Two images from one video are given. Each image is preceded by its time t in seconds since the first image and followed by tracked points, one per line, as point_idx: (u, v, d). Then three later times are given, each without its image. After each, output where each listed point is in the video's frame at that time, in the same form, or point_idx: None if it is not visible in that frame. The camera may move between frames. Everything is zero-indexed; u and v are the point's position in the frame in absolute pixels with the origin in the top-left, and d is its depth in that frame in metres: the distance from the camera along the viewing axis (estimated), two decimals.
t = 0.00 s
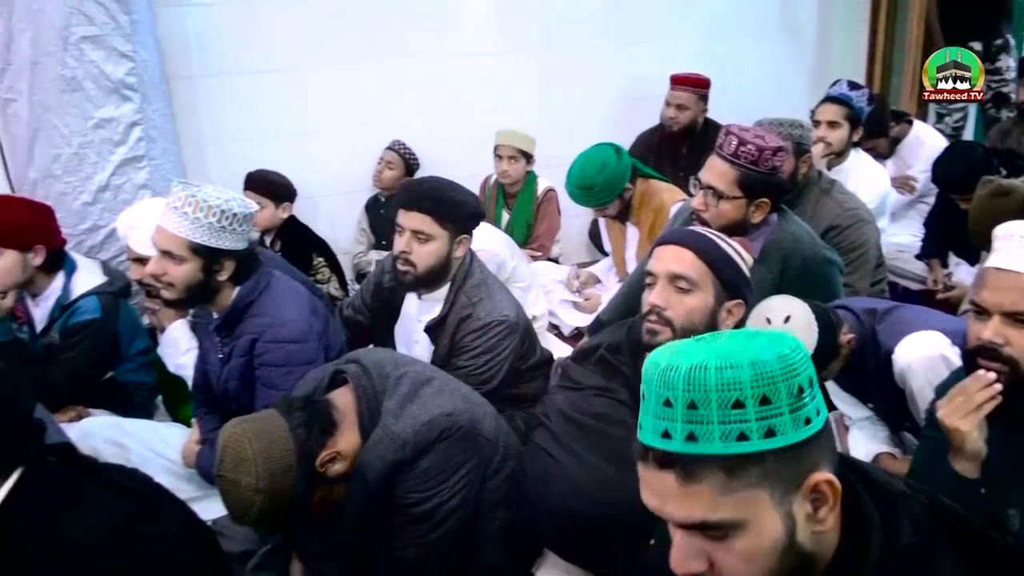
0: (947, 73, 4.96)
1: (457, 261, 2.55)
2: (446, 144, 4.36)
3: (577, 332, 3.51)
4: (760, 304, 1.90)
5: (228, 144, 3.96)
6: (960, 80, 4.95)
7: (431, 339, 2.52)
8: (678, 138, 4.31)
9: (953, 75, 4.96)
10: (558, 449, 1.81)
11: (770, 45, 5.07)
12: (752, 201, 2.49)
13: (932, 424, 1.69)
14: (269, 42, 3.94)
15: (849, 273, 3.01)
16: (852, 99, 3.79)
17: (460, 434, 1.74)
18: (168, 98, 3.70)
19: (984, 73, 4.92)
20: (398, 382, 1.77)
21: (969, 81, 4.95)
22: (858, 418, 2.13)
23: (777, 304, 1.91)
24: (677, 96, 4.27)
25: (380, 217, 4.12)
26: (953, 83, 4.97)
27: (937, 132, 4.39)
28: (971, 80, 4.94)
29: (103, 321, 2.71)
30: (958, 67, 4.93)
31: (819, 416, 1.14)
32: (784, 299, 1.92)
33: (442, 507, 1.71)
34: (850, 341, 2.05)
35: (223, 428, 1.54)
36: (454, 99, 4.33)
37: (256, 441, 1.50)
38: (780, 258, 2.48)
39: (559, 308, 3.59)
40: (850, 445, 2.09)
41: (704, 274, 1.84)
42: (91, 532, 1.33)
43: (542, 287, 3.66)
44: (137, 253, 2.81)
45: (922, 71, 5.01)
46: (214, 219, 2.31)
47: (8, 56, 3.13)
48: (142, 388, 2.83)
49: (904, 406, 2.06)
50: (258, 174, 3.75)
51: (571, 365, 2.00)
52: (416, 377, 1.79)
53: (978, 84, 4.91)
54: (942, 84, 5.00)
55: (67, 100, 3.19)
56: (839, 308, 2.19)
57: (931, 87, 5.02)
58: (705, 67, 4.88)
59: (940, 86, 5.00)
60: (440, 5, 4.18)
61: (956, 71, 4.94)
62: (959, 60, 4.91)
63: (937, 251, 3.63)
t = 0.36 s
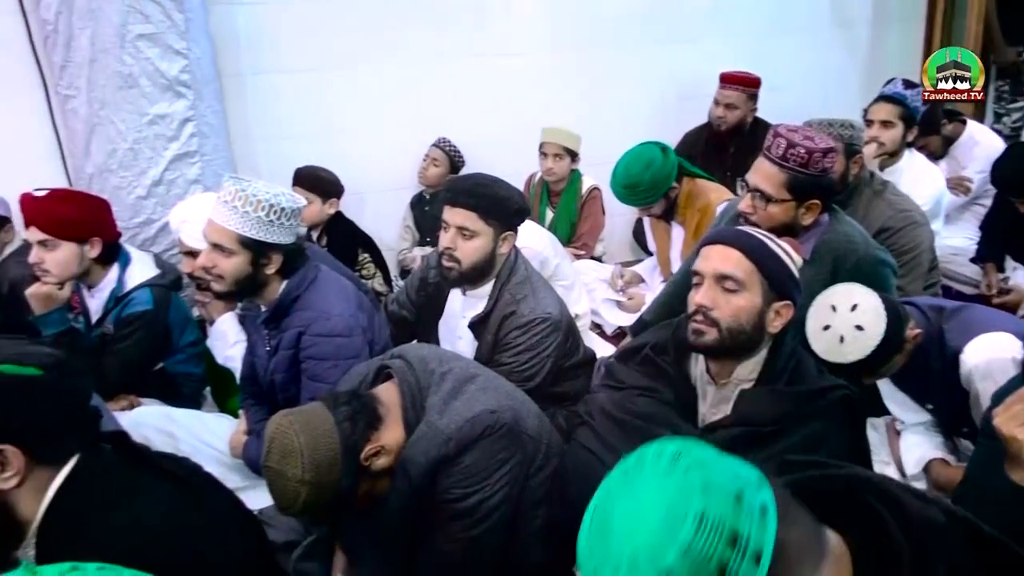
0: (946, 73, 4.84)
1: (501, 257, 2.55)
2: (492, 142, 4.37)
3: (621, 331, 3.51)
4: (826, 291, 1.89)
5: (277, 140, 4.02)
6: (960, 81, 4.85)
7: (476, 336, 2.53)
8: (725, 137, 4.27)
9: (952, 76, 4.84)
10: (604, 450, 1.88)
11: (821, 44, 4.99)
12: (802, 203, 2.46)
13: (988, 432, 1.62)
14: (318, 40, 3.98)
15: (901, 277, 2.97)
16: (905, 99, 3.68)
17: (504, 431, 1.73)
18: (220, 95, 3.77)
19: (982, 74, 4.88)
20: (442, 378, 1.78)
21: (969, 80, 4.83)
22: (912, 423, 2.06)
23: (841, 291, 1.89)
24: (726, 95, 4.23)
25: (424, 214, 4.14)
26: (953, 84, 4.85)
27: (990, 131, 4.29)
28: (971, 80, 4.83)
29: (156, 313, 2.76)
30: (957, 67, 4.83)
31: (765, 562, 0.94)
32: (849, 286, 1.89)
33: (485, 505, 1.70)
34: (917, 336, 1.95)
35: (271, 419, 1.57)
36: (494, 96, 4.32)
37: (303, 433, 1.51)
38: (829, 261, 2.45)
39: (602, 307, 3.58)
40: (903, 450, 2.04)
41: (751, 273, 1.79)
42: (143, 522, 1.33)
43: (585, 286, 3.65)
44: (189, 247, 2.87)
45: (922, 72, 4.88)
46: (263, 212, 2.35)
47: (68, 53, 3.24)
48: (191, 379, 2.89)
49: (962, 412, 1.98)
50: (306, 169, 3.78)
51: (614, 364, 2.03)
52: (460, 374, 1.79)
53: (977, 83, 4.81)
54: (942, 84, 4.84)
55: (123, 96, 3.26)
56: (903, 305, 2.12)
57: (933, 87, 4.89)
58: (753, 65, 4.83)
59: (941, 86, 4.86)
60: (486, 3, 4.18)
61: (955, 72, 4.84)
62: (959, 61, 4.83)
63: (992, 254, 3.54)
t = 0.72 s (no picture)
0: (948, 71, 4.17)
1: (549, 254, 2.54)
2: (540, 138, 4.37)
3: (667, 329, 3.47)
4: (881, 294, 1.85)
5: (328, 135, 4.07)
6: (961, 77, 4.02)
7: (522, 332, 2.53)
8: (778, 136, 4.21)
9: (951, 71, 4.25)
10: (646, 447, 1.83)
11: (878, 41, 4.89)
12: (864, 202, 2.41)
13: None
14: (369, 36, 4.01)
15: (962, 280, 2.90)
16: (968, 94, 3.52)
17: (551, 428, 1.73)
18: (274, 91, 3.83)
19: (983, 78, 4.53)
20: (489, 374, 1.78)
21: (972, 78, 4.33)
22: (969, 431, 1.86)
23: (897, 294, 1.85)
24: (780, 93, 4.19)
25: (471, 209, 4.18)
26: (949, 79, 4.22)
27: None
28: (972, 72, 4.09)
29: (210, 304, 2.82)
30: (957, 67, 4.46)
31: None
32: (906, 289, 1.85)
33: (531, 501, 1.71)
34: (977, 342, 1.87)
35: (321, 411, 1.59)
36: (543, 91, 4.31)
37: (352, 426, 1.53)
38: (891, 259, 2.42)
39: (649, 305, 3.55)
40: (958, 458, 1.83)
41: (804, 275, 1.77)
42: (197, 506, 1.36)
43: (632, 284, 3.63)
44: (242, 239, 2.92)
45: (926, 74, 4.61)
46: (315, 206, 2.37)
47: (129, 49, 3.32)
48: (242, 368, 2.95)
49: None
50: (357, 164, 3.81)
51: (662, 363, 2.01)
52: (507, 370, 1.80)
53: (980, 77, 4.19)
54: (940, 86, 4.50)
55: (181, 91, 3.33)
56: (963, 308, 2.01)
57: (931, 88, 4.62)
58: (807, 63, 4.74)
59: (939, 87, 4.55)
60: None
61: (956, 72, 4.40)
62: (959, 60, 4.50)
63: None
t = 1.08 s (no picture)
0: (946, 73, 4.78)
1: (610, 253, 2.53)
2: (601, 138, 4.35)
3: (727, 332, 3.44)
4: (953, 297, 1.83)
5: (391, 132, 4.11)
6: (960, 80, 4.82)
7: (582, 331, 2.53)
8: (845, 136, 4.14)
9: (953, 76, 4.80)
10: (707, 451, 1.81)
11: (952, 40, 4.75)
12: (936, 204, 2.35)
13: None
14: (433, 34, 4.05)
15: None
16: None
17: (611, 427, 1.72)
18: (339, 88, 3.89)
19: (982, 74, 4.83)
20: (548, 372, 1.76)
21: (969, 80, 4.82)
22: None
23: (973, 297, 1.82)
24: (849, 92, 4.11)
25: (529, 207, 4.17)
26: (953, 84, 4.81)
27: None
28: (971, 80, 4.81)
29: (274, 296, 2.87)
30: (958, 68, 4.78)
31: None
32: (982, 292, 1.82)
33: (589, 501, 1.70)
34: None
35: (382, 404, 1.61)
36: (606, 86, 4.29)
37: (413, 422, 1.55)
38: (965, 264, 2.33)
39: (708, 307, 3.51)
40: None
41: (876, 279, 1.73)
42: (261, 492, 1.39)
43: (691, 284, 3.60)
44: (307, 233, 2.97)
45: (924, 69, 4.73)
46: (379, 203, 2.41)
47: (202, 46, 3.41)
48: (304, 360, 3.00)
49: None
50: (417, 161, 3.84)
51: (725, 366, 1.97)
52: (568, 368, 1.78)
53: (978, 84, 4.80)
54: (942, 84, 4.79)
55: (250, 87, 3.41)
56: None
57: (930, 89, 4.77)
58: (878, 63, 4.63)
59: (940, 87, 4.78)
60: None
61: (956, 72, 4.79)
62: (959, 60, 4.77)
63: None
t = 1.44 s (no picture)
0: (947, 73, 4.36)
1: (667, 255, 2.50)
2: (657, 138, 4.32)
3: (785, 337, 3.37)
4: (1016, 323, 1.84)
5: (448, 131, 4.14)
6: (960, 81, 4.38)
7: (637, 333, 2.51)
8: (911, 138, 4.04)
9: (954, 76, 4.36)
10: (763, 454, 1.83)
11: None
12: (1007, 209, 2.28)
13: None
14: (491, 33, 4.05)
15: None
16: None
17: (667, 431, 1.68)
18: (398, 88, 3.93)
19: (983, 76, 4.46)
20: (605, 374, 1.73)
21: (969, 81, 4.41)
22: None
23: None
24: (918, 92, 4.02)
25: (585, 208, 4.14)
26: (955, 85, 4.32)
27: None
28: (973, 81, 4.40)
29: (332, 292, 2.90)
30: (958, 67, 4.38)
31: None
32: None
33: (645, 506, 1.65)
34: None
35: (438, 402, 1.62)
36: (627, 86, 4.22)
37: (468, 420, 1.55)
38: None
39: (766, 311, 3.47)
40: None
41: (946, 286, 1.68)
42: (318, 485, 1.40)
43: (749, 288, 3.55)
44: (365, 230, 3.01)
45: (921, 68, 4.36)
46: (437, 200, 2.43)
47: (267, 45, 3.47)
48: (360, 355, 3.00)
49: None
50: (475, 160, 3.87)
51: (785, 371, 1.96)
52: (623, 370, 1.75)
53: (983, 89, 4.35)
54: (942, 83, 4.30)
55: (313, 86, 3.46)
56: None
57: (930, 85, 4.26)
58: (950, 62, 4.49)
59: (939, 84, 4.25)
60: None
61: (957, 73, 4.35)
62: (959, 59, 4.39)
63: None
